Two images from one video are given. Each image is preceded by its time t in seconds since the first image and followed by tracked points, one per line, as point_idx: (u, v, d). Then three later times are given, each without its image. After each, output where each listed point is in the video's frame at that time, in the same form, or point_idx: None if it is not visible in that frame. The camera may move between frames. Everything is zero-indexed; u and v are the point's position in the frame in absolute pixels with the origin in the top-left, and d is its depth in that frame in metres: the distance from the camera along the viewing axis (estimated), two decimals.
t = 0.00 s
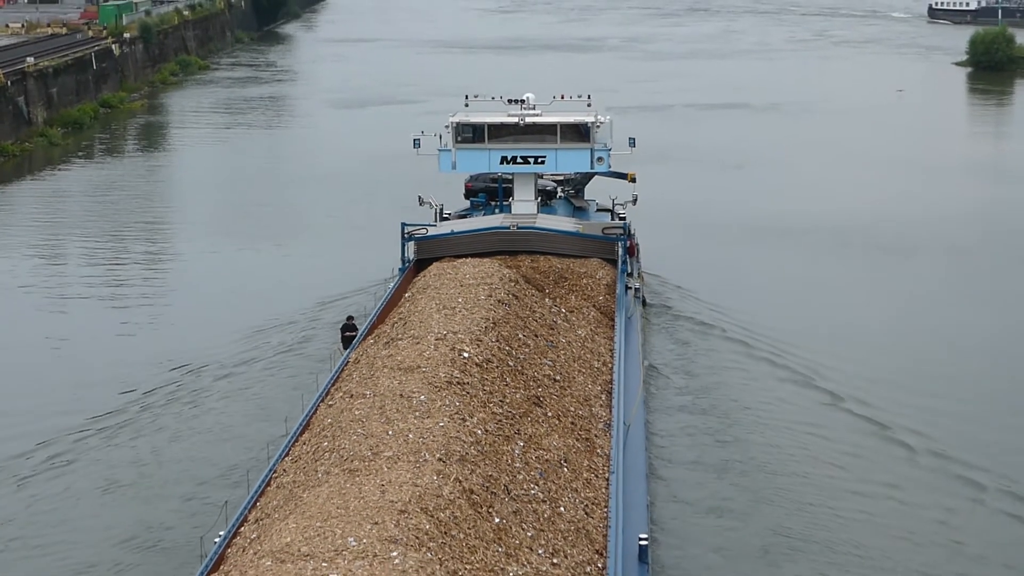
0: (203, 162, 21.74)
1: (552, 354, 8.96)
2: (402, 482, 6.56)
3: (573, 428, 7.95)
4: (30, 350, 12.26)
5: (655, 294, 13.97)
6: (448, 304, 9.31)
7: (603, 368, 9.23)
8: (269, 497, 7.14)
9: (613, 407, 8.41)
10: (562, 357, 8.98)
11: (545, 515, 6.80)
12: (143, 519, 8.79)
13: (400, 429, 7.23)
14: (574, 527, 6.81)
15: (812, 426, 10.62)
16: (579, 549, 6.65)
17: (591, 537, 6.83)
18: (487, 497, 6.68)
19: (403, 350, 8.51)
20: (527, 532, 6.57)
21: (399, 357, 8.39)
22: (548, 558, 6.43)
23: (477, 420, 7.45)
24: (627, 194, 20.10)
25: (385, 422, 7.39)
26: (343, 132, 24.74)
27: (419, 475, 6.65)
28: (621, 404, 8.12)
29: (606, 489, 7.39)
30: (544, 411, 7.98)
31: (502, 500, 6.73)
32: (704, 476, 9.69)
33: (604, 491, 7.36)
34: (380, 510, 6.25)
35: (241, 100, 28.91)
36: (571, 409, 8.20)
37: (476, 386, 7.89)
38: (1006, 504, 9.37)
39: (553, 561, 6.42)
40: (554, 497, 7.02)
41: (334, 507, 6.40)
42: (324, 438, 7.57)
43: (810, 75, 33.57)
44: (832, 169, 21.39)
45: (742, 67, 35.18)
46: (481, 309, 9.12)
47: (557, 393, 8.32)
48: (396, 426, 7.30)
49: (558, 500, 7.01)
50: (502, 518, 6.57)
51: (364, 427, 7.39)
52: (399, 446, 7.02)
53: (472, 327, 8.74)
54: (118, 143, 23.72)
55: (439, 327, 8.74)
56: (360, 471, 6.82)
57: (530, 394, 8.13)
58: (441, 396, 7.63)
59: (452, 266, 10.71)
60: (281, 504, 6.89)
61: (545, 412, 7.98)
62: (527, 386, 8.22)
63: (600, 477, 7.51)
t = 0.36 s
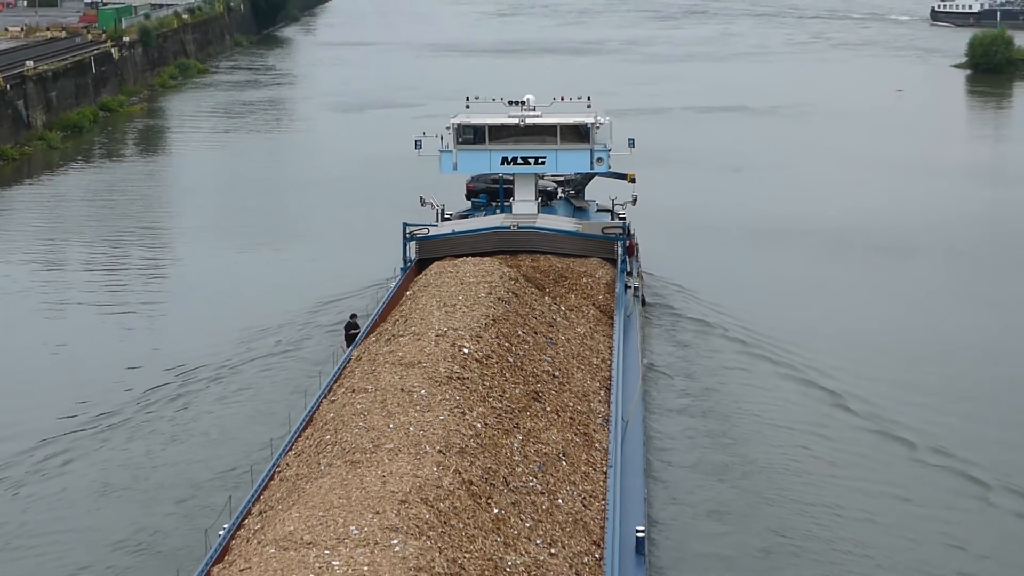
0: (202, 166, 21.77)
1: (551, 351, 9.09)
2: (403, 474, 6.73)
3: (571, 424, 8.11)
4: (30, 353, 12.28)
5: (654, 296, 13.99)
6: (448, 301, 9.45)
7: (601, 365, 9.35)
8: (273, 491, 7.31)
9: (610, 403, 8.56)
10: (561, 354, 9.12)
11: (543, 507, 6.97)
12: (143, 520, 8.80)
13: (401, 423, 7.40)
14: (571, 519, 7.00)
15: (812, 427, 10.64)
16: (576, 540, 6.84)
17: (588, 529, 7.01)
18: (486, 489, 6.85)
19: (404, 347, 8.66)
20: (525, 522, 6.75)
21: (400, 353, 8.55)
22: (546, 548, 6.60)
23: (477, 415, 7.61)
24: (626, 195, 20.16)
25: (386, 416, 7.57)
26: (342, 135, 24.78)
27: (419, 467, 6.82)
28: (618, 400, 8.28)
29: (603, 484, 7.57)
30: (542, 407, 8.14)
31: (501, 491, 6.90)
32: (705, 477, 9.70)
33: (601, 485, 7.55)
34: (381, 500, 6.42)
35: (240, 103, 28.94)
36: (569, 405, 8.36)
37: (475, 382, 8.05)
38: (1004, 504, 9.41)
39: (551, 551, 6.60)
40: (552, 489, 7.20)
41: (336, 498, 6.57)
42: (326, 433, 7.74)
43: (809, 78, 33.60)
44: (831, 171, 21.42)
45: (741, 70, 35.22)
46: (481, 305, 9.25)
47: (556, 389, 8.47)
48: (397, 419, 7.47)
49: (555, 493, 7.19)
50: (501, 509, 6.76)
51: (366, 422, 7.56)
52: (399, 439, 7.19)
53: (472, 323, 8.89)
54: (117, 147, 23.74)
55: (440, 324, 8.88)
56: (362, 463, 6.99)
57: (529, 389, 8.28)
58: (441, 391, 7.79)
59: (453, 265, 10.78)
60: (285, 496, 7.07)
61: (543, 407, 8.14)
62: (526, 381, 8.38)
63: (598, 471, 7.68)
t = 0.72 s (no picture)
0: (204, 169, 21.77)
1: (552, 348, 9.28)
2: (405, 466, 7.00)
3: (571, 419, 8.32)
4: (30, 357, 12.25)
5: (656, 299, 13.97)
6: (450, 300, 9.64)
7: (602, 363, 9.50)
8: (280, 481, 7.58)
9: (611, 399, 8.73)
10: (563, 351, 9.31)
11: (542, 500, 7.22)
12: (141, 524, 8.80)
13: (403, 418, 7.66)
14: (571, 512, 7.22)
15: (814, 429, 10.64)
16: (575, 532, 7.07)
17: (587, 522, 7.23)
18: (487, 482, 7.11)
19: (408, 344, 8.90)
20: (525, 514, 7.00)
21: (404, 350, 8.79)
22: (545, 540, 6.85)
23: (479, 409, 7.85)
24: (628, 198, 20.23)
25: (390, 410, 7.82)
26: (343, 139, 24.78)
27: (421, 459, 7.08)
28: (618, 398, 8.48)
29: (603, 477, 7.77)
30: (544, 402, 8.35)
31: (502, 484, 7.16)
32: (706, 480, 9.70)
33: (602, 479, 7.74)
34: (384, 492, 6.69)
35: (242, 107, 28.95)
36: (571, 401, 8.55)
37: (477, 378, 8.28)
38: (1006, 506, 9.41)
39: (550, 543, 6.84)
40: (553, 483, 7.43)
41: (341, 489, 6.85)
42: (330, 427, 8.01)
43: (810, 81, 33.59)
44: (832, 175, 21.41)
45: (743, 73, 35.21)
46: (483, 304, 9.46)
47: (557, 386, 8.67)
48: (399, 414, 7.73)
49: (556, 486, 7.42)
50: (501, 502, 7.01)
51: (369, 417, 7.82)
52: (401, 433, 7.45)
53: (474, 321, 9.11)
54: (119, 150, 23.74)
55: (442, 322, 9.10)
56: (365, 456, 7.26)
57: (530, 386, 8.50)
58: (443, 387, 8.03)
59: (456, 264, 10.89)
60: (291, 487, 7.34)
61: (544, 403, 8.35)
62: (528, 377, 8.60)
63: (598, 465, 7.88)
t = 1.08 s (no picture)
0: (208, 172, 21.81)
1: (554, 346, 9.36)
2: (409, 458, 7.08)
3: (573, 415, 8.40)
4: (33, 360, 12.28)
5: (658, 303, 13.97)
6: (454, 298, 9.72)
7: (604, 361, 9.58)
8: (285, 474, 7.68)
9: (613, 396, 8.82)
10: (565, 349, 9.39)
11: (544, 493, 7.30)
12: (144, 533, 8.81)
13: (407, 412, 7.75)
14: (572, 505, 7.31)
15: (818, 431, 10.65)
16: (576, 524, 7.15)
17: (588, 514, 7.32)
18: (489, 474, 7.20)
19: (412, 340, 8.98)
20: (526, 506, 7.09)
21: (408, 347, 8.87)
22: (546, 532, 6.94)
23: (481, 405, 7.94)
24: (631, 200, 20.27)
25: (393, 404, 7.92)
26: (347, 142, 24.81)
27: (424, 452, 7.17)
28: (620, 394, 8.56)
29: (604, 472, 7.86)
30: (546, 399, 8.44)
31: (504, 477, 7.25)
32: (708, 483, 9.70)
33: (602, 473, 7.83)
34: (388, 483, 6.79)
35: (245, 110, 28.98)
36: (572, 397, 8.64)
37: (480, 374, 8.37)
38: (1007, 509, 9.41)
39: (551, 534, 6.93)
40: (554, 476, 7.51)
41: (345, 481, 6.94)
42: (335, 422, 8.11)
43: (814, 85, 33.59)
44: (836, 179, 21.41)
45: (746, 77, 35.23)
46: (486, 301, 9.55)
47: (559, 382, 8.76)
48: (403, 408, 7.82)
49: (557, 479, 7.51)
50: (503, 493, 7.11)
51: (374, 411, 7.92)
52: (405, 426, 7.54)
53: (477, 319, 9.18)
54: (123, 153, 23.77)
55: (446, 320, 9.18)
56: (369, 449, 7.35)
57: (532, 382, 8.59)
58: (446, 382, 8.11)
59: (460, 263, 10.97)
60: (296, 480, 7.44)
61: (546, 399, 8.44)
62: (530, 375, 8.69)
63: (599, 460, 7.97)
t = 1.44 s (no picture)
0: (211, 177, 21.82)
1: (557, 345, 9.50)
2: (414, 452, 7.25)
3: (575, 413, 8.57)
4: (35, 365, 12.27)
5: (661, 307, 13.95)
6: (459, 296, 9.79)
7: (607, 360, 9.73)
8: (293, 469, 7.86)
9: (614, 394, 8.99)
10: (568, 348, 9.53)
11: (546, 488, 7.49)
12: (147, 541, 8.79)
13: (412, 407, 7.91)
14: (573, 500, 7.51)
15: (823, 434, 10.65)
16: (578, 519, 7.36)
17: (589, 509, 7.52)
18: (492, 469, 7.39)
19: (416, 339, 9.06)
20: (528, 501, 7.28)
21: (412, 344, 8.96)
22: (548, 525, 7.14)
23: (485, 401, 8.10)
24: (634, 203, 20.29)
25: (398, 400, 8.08)
26: (350, 147, 24.82)
27: (429, 446, 7.34)
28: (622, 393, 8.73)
29: (605, 468, 8.05)
30: (548, 396, 8.59)
31: (507, 472, 7.43)
32: (709, 487, 9.68)
33: (604, 470, 8.03)
34: (393, 476, 6.95)
35: (248, 115, 28.97)
36: (575, 396, 8.81)
37: (483, 372, 8.48)
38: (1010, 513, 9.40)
39: (553, 528, 7.14)
40: (556, 472, 7.71)
41: (352, 474, 7.13)
42: (342, 418, 8.29)
43: (816, 89, 33.59)
44: (838, 183, 21.41)
45: (749, 81, 35.22)
46: (491, 298, 9.67)
47: (562, 380, 8.93)
48: (408, 404, 7.98)
49: (559, 475, 7.70)
50: (505, 488, 7.29)
51: (379, 407, 8.09)
52: (410, 422, 7.71)
53: (481, 318, 9.23)
54: (126, 158, 23.76)
55: (450, 318, 9.22)
56: (375, 443, 7.53)
57: (535, 380, 8.75)
58: (451, 379, 8.26)
59: (465, 263, 11.03)
60: (304, 475, 7.62)
61: (549, 397, 8.60)
62: (533, 372, 8.83)
63: (600, 457, 8.17)
